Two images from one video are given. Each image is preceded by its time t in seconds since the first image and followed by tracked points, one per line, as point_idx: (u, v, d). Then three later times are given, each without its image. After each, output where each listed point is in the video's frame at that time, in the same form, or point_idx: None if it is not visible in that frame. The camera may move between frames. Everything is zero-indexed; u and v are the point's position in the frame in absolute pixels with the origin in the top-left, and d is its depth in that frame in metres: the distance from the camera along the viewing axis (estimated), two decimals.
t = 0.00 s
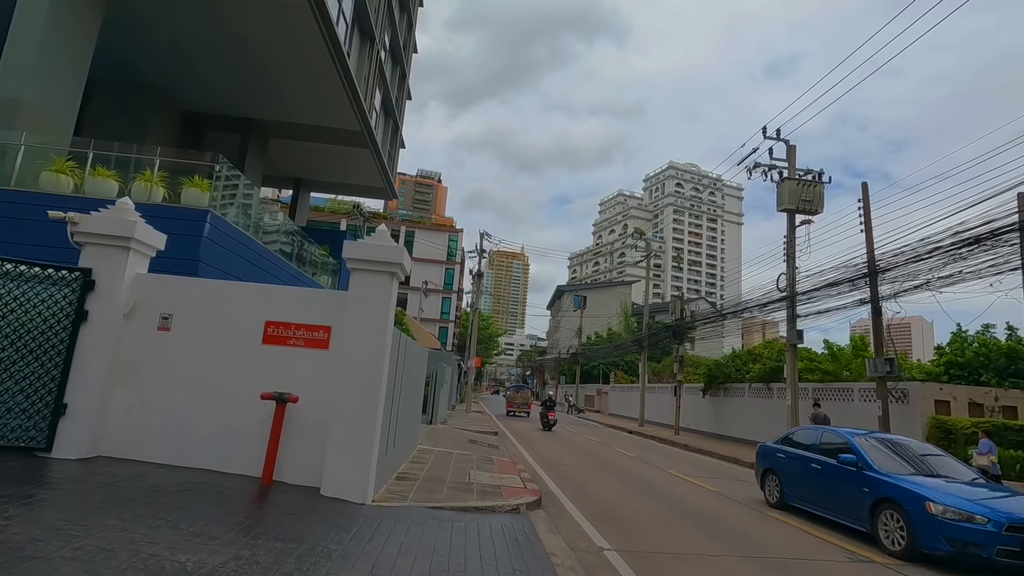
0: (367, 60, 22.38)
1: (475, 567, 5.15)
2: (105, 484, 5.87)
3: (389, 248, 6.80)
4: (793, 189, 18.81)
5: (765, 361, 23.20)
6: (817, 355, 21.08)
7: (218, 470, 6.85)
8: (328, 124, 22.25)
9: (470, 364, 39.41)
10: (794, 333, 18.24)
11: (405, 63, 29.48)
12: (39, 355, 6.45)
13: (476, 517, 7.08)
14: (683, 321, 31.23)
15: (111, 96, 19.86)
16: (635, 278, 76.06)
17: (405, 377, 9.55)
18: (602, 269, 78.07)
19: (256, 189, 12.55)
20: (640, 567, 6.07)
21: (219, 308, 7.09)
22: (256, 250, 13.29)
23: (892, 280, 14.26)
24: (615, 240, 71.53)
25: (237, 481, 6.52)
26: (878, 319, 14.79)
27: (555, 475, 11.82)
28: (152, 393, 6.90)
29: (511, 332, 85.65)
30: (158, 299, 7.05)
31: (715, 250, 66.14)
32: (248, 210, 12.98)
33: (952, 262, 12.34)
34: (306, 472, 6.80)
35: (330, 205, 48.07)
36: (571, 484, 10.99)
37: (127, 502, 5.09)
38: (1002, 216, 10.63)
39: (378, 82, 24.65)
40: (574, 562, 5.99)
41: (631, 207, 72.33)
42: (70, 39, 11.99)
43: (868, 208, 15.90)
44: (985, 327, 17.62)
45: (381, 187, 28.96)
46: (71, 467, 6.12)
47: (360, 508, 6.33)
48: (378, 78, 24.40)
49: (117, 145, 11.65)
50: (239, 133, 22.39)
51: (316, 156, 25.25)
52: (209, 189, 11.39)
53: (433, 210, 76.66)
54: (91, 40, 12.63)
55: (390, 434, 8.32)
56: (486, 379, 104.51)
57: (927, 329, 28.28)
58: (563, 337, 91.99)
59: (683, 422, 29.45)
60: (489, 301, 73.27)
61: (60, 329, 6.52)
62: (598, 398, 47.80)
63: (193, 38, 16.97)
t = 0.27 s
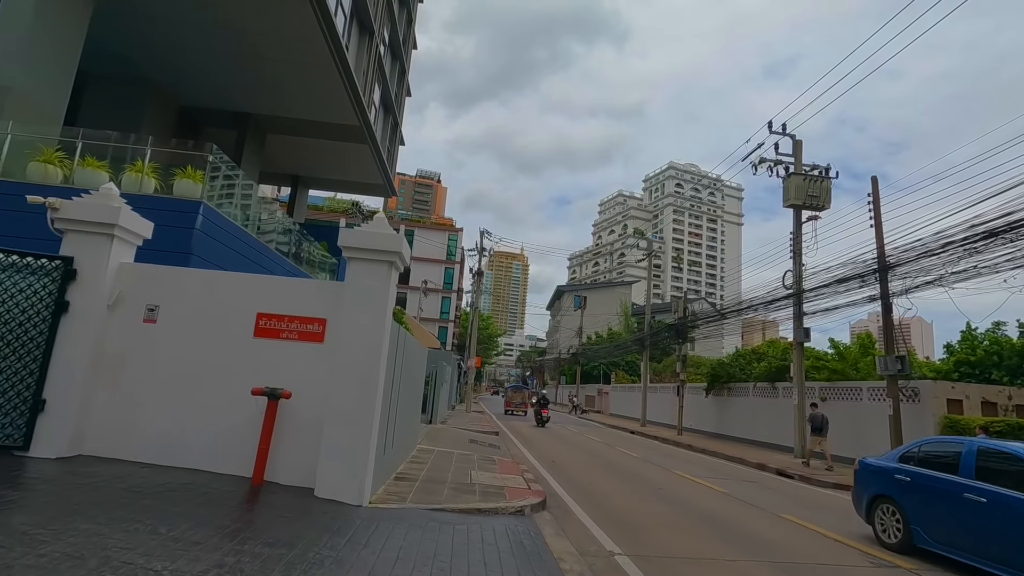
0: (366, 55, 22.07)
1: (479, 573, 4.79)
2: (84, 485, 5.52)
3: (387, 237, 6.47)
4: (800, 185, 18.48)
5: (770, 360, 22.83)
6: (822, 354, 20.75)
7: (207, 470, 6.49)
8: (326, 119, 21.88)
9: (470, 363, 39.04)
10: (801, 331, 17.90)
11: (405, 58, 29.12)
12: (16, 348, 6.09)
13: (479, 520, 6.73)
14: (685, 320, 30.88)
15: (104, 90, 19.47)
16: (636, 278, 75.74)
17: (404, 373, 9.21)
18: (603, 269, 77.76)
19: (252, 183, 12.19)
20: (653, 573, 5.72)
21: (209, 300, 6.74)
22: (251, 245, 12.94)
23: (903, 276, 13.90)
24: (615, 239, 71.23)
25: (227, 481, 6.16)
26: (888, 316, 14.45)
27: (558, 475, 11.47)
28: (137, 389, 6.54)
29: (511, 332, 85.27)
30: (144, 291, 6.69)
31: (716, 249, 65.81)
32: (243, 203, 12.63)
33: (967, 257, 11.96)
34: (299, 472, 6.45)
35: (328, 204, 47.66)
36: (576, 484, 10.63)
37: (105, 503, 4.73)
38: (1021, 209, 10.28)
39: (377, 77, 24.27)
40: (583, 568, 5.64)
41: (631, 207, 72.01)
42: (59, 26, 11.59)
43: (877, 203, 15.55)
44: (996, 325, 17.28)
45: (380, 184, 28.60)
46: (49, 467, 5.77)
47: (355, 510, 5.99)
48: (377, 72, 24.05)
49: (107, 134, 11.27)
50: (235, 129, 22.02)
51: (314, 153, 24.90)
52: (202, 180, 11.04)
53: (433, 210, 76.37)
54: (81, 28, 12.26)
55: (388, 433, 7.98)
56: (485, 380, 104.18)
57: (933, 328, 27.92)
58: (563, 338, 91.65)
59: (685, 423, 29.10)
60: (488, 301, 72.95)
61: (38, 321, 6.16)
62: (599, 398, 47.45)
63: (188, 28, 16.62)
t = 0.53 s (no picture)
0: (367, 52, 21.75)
1: None
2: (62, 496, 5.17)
3: (386, 232, 6.12)
4: (809, 183, 18.10)
5: (777, 361, 22.43)
6: (830, 356, 20.38)
7: (196, 478, 6.14)
8: (325, 117, 21.53)
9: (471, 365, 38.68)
10: (810, 332, 17.52)
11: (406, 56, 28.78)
12: None
13: (484, 532, 6.37)
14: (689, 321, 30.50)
15: (99, 86, 19.09)
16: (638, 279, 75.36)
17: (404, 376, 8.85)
18: (604, 270, 77.38)
19: (248, 180, 11.84)
20: None
21: (198, 299, 6.39)
22: (247, 243, 12.60)
23: (917, 276, 13.53)
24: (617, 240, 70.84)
25: (216, 491, 5.81)
26: (901, 317, 14.08)
27: (564, 481, 11.11)
28: (121, 394, 6.18)
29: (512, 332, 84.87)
30: (130, 289, 6.34)
31: (719, 250, 65.42)
32: (240, 201, 12.29)
33: (986, 257, 11.56)
34: (293, 482, 6.09)
35: (328, 204, 47.25)
36: (582, 491, 10.26)
37: (80, 518, 4.38)
38: None
39: (377, 75, 23.92)
40: None
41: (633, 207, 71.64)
42: (49, 18, 11.23)
43: (890, 201, 15.18)
44: (1010, 327, 16.90)
45: (380, 184, 28.27)
46: (25, 477, 5.41)
47: (352, 523, 5.63)
48: (377, 70, 23.72)
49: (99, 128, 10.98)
50: (233, 128, 21.65)
51: (313, 151, 24.56)
52: (196, 176, 10.68)
53: (433, 211, 76.01)
54: (72, 21, 11.88)
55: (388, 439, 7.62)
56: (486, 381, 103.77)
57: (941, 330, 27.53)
58: (564, 339, 91.28)
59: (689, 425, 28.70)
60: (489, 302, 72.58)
61: (17, 321, 5.83)
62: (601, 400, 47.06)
63: (184, 23, 16.27)
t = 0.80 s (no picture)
0: (369, 46, 21.44)
1: None
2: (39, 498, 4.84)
3: (386, 220, 5.77)
4: (820, 178, 17.68)
5: (787, 360, 21.98)
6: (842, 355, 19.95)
7: (185, 480, 5.81)
8: (326, 112, 21.22)
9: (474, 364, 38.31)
10: (821, 330, 17.11)
11: (409, 51, 28.44)
12: None
13: (490, 537, 6.01)
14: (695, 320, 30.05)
15: (97, 80, 18.79)
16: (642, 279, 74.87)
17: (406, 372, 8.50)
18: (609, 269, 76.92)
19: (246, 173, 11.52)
20: None
21: (188, 291, 6.05)
22: (245, 238, 12.27)
23: (935, 272, 13.11)
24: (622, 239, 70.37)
25: (205, 494, 5.47)
26: (918, 314, 13.67)
27: (571, 482, 10.74)
28: (106, 390, 5.85)
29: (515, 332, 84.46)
30: (116, 280, 6.01)
31: (723, 249, 64.97)
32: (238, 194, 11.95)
33: (1008, 251, 11.18)
34: (288, 483, 5.75)
35: (331, 202, 46.96)
36: (590, 493, 9.89)
37: (54, 523, 4.04)
38: None
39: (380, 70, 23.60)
40: None
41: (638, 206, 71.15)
42: (46, 5, 10.88)
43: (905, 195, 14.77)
44: None
45: (383, 181, 27.94)
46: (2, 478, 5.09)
47: (349, 528, 5.28)
48: (380, 65, 23.40)
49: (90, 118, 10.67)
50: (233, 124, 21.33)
51: (315, 147, 24.25)
52: (192, 167, 10.37)
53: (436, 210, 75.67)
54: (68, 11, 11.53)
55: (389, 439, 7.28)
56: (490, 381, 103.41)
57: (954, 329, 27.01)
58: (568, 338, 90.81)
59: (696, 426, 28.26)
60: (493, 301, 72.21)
61: None
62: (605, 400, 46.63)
63: (182, 15, 15.96)
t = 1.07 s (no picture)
0: (387, 43, 21.20)
1: None
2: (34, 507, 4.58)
3: (400, 213, 5.41)
4: (855, 170, 16.89)
5: (818, 361, 21.12)
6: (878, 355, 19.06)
7: (190, 487, 5.52)
8: (344, 111, 21.05)
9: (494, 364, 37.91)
10: (857, 329, 16.33)
11: (426, 49, 28.19)
12: None
13: (512, 551, 5.60)
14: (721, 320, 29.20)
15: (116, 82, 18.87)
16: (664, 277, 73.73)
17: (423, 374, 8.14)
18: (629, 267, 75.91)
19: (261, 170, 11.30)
20: None
21: (194, 288, 5.77)
22: (260, 237, 12.06)
23: (983, 267, 12.32)
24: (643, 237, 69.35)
25: (210, 503, 5.16)
26: (964, 312, 12.88)
27: (595, 489, 10.28)
28: (109, 393, 5.60)
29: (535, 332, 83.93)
30: (119, 277, 5.76)
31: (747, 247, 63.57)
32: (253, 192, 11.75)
33: None
34: (298, 492, 5.42)
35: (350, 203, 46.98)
36: (617, 501, 9.41)
37: (43, 538, 3.76)
38: None
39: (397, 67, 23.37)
40: None
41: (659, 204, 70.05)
42: (59, 6, 10.90)
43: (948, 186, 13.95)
44: None
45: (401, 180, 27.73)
46: None
47: (361, 542, 4.92)
48: (397, 62, 23.16)
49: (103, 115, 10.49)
50: (250, 122, 21.10)
51: (333, 147, 24.13)
52: (206, 165, 10.18)
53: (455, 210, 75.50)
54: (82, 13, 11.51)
55: (405, 444, 6.92)
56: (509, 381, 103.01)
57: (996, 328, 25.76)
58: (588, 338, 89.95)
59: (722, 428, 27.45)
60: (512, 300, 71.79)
61: None
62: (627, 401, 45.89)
63: (199, 14, 15.88)
